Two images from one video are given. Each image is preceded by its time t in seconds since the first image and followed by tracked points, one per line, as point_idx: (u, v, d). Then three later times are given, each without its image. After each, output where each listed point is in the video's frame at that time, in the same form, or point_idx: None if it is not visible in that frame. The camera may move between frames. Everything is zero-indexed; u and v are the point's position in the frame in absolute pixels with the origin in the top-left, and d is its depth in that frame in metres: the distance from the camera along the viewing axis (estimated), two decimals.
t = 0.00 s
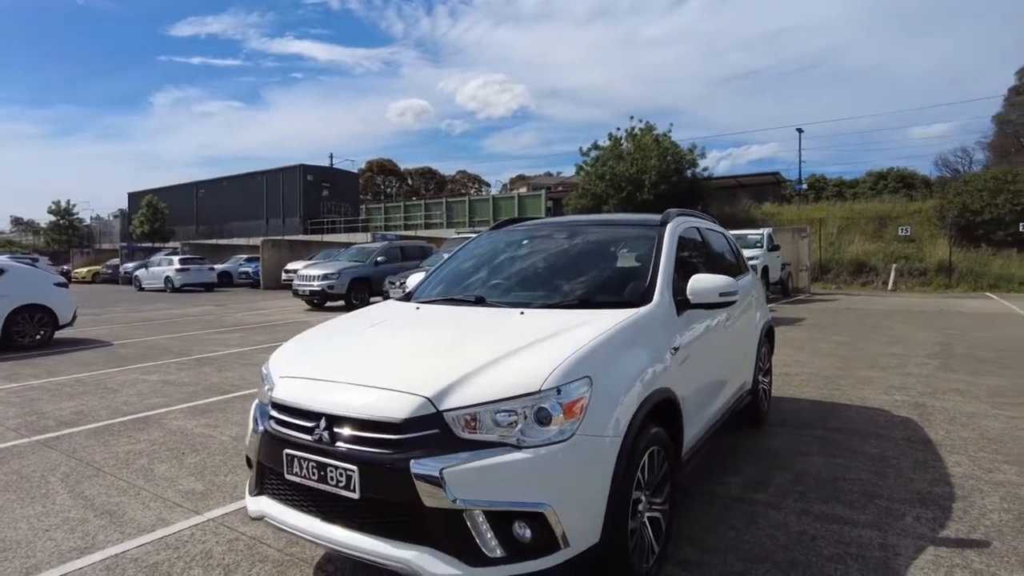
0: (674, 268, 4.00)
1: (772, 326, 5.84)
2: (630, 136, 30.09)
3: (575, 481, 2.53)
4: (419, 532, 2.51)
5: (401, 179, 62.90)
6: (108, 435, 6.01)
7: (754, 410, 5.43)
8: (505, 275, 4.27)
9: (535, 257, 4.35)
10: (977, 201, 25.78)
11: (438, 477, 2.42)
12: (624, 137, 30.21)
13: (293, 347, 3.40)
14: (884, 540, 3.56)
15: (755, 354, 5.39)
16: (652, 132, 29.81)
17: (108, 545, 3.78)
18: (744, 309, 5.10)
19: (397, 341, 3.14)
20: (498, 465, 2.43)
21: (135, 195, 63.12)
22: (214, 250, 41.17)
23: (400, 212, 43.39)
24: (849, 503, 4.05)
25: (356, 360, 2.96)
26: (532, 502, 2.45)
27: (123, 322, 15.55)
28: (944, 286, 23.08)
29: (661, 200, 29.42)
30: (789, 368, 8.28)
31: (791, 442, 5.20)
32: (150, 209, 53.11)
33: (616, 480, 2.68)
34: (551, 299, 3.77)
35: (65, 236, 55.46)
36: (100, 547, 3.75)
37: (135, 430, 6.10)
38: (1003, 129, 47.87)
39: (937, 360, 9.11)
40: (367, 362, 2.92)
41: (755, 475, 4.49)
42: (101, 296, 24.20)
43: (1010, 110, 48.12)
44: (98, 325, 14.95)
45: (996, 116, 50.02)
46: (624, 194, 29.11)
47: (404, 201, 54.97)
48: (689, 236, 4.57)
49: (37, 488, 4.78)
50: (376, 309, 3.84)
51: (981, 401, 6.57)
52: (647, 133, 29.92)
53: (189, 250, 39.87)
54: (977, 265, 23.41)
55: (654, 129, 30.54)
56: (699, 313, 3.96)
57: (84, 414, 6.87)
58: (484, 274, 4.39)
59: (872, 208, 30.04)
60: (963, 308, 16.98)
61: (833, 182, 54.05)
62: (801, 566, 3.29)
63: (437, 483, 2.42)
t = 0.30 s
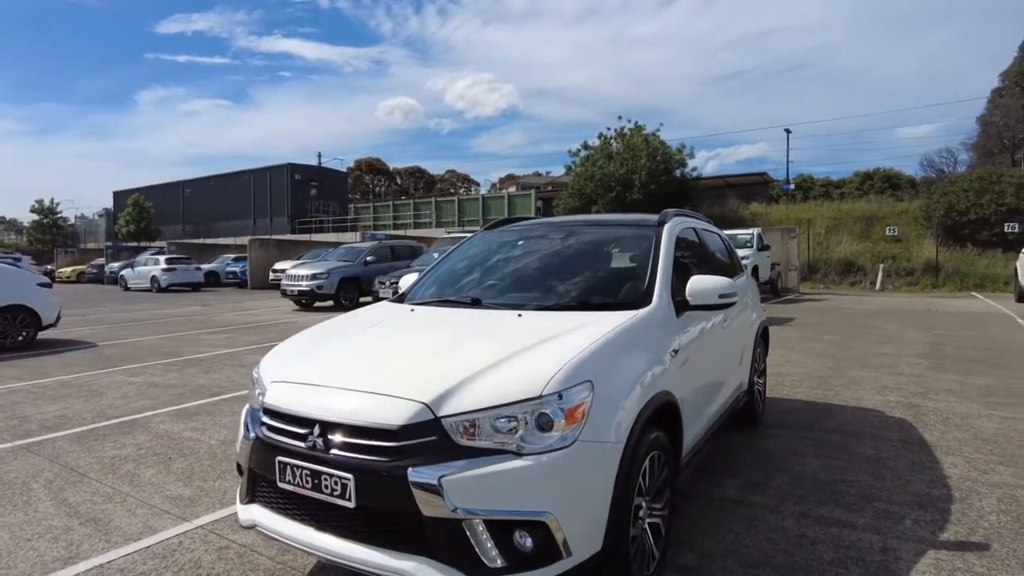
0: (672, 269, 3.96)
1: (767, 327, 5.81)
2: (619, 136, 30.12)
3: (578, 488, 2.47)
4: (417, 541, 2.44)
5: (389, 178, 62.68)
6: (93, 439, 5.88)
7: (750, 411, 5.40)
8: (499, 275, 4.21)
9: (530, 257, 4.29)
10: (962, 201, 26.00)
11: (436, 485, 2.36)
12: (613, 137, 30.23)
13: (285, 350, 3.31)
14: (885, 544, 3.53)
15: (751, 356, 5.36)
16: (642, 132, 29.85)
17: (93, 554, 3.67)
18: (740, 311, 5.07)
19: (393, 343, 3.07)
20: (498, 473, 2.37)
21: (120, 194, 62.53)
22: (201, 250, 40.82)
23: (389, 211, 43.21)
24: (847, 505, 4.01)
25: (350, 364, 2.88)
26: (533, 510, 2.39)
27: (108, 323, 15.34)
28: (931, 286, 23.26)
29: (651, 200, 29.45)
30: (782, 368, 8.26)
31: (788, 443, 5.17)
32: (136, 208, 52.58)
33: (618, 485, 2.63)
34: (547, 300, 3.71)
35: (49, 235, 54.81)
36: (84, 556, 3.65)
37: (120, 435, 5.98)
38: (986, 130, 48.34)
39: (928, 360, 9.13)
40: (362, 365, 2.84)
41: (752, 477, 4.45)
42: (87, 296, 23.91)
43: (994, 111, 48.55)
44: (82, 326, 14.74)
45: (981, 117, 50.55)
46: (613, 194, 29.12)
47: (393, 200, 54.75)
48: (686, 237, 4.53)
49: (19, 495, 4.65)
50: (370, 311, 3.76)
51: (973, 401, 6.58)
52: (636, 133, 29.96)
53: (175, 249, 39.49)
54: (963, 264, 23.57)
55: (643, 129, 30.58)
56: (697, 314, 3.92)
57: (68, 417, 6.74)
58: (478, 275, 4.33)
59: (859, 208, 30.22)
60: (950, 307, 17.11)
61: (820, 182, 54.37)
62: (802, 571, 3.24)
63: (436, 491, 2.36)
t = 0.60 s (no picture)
0: (675, 270, 3.94)
1: (764, 328, 5.79)
2: (612, 137, 30.18)
3: (585, 491, 2.44)
4: (422, 546, 2.41)
5: (382, 177, 62.57)
6: (85, 442, 5.81)
7: (749, 412, 5.39)
8: (499, 276, 4.18)
9: (529, 258, 4.27)
10: (953, 202, 26.17)
11: (444, 489, 2.32)
12: (606, 138, 30.28)
13: (285, 351, 3.28)
14: (888, 546, 3.52)
15: (750, 357, 5.34)
16: (635, 133, 29.92)
17: (88, 560, 3.62)
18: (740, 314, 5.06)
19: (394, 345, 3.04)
20: (503, 476, 2.34)
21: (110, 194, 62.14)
22: (192, 250, 40.58)
23: (381, 211, 43.10)
24: (849, 507, 4.00)
25: (352, 365, 2.85)
26: (541, 515, 2.36)
27: (100, 323, 15.20)
28: (922, 287, 23.38)
29: (645, 201, 29.49)
30: (778, 369, 8.26)
31: (787, 444, 5.16)
32: (126, 208, 52.21)
33: (625, 487, 2.60)
34: (548, 300, 3.69)
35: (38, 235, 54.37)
36: (79, 562, 3.59)
37: (114, 437, 5.91)
38: (976, 133, 48.62)
39: (923, 360, 9.15)
40: (364, 366, 2.82)
41: (753, 479, 4.43)
42: (77, 296, 23.72)
43: (983, 114, 48.86)
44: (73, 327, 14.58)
45: (970, 119, 50.96)
46: (606, 195, 29.15)
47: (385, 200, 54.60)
48: (687, 240, 4.51)
49: (11, 499, 4.58)
50: (371, 312, 3.73)
51: (969, 402, 6.60)
52: (629, 134, 30.00)
53: (166, 250, 39.24)
54: (954, 265, 23.68)
55: (636, 129, 30.63)
56: (700, 315, 3.91)
57: (60, 420, 6.65)
58: (477, 276, 4.31)
59: (851, 209, 30.37)
60: (941, 308, 17.21)
61: (812, 183, 54.54)
62: (806, 573, 3.23)
63: (443, 495, 2.32)
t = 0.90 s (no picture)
0: (676, 269, 3.94)
1: (764, 328, 5.78)
2: (609, 138, 30.24)
3: (589, 489, 2.44)
4: (425, 545, 2.40)
5: (378, 178, 62.54)
6: (83, 443, 5.78)
7: (749, 412, 5.39)
8: (498, 276, 4.17)
9: (529, 258, 4.25)
10: (949, 203, 26.21)
11: (448, 487, 2.31)
12: (603, 139, 30.33)
13: (285, 351, 3.26)
14: (890, 544, 3.51)
15: (750, 357, 5.34)
16: (631, 134, 29.98)
17: (88, 560, 3.60)
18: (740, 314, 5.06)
19: (395, 344, 3.03)
20: (507, 475, 2.33)
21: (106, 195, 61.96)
22: (189, 250, 40.47)
23: (378, 212, 43.06)
24: (851, 506, 4.00)
25: (353, 364, 2.84)
26: (546, 513, 2.35)
27: (96, 324, 15.14)
28: (919, 287, 23.43)
29: (642, 202, 29.51)
30: (777, 369, 8.27)
31: (787, 444, 5.16)
32: (122, 209, 52.03)
33: (629, 485, 2.60)
34: (548, 300, 3.69)
35: (33, 236, 54.14)
36: (79, 563, 3.57)
37: (112, 437, 5.88)
38: (971, 134, 48.74)
39: (921, 360, 9.16)
40: (365, 365, 2.80)
41: (754, 478, 4.43)
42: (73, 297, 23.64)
43: (978, 115, 49.01)
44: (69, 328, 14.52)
45: (965, 120, 51.12)
46: (604, 196, 29.16)
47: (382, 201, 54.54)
48: (687, 240, 4.50)
49: (9, 500, 4.55)
50: (372, 312, 3.72)
51: (968, 401, 6.61)
52: (626, 135, 30.05)
53: (162, 250, 39.11)
54: (951, 265, 23.74)
55: (633, 130, 30.68)
56: (701, 314, 3.91)
57: (57, 420, 6.62)
58: (477, 276, 4.29)
59: (848, 210, 30.42)
60: (937, 309, 17.24)
61: (808, 185, 54.61)
62: (809, 572, 3.22)
63: (447, 494, 2.31)
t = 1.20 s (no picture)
0: (674, 267, 3.95)
1: (761, 327, 5.79)
2: (605, 138, 30.30)
3: (588, 485, 2.45)
4: (425, 540, 2.41)
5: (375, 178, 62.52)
6: (80, 442, 5.77)
7: (746, 409, 5.41)
8: (495, 274, 4.19)
9: (526, 256, 4.27)
10: (944, 203, 26.26)
11: (448, 483, 2.33)
12: (599, 139, 30.38)
13: (284, 349, 3.27)
14: (887, 540, 3.53)
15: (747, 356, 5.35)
16: (628, 134, 30.05)
17: (87, 559, 3.60)
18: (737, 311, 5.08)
19: (395, 342, 3.03)
20: (506, 470, 2.34)
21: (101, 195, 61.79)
22: (185, 250, 40.38)
23: (375, 212, 43.03)
24: (848, 502, 4.02)
25: (352, 361, 2.85)
26: (545, 508, 2.36)
27: (92, 324, 15.10)
28: (914, 287, 23.50)
29: (639, 202, 29.54)
30: (773, 367, 8.29)
31: (784, 441, 5.18)
32: (117, 209, 51.87)
33: (628, 481, 2.61)
34: (546, 298, 3.70)
35: (29, 237, 53.95)
36: (78, 561, 3.58)
37: (110, 437, 5.88)
38: (966, 133, 48.86)
39: (917, 358, 9.19)
40: (364, 363, 2.81)
41: (752, 475, 4.45)
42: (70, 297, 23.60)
43: (973, 115, 49.12)
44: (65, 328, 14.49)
45: (960, 119, 51.23)
46: (601, 196, 29.17)
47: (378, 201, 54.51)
48: (685, 238, 4.52)
49: (7, 499, 4.55)
50: (371, 310, 3.72)
51: (964, 399, 6.63)
52: (622, 135, 30.08)
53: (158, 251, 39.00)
54: (946, 264, 23.81)
55: (629, 130, 30.73)
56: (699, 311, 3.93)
57: (55, 420, 6.61)
58: (474, 275, 4.31)
59: (844, 209, 30.48)
60: (933, 308, 17.29)
61: (804, 185, 54.68)
62: (807, 568, 3.24)
63: (448, 489, 2.32)
